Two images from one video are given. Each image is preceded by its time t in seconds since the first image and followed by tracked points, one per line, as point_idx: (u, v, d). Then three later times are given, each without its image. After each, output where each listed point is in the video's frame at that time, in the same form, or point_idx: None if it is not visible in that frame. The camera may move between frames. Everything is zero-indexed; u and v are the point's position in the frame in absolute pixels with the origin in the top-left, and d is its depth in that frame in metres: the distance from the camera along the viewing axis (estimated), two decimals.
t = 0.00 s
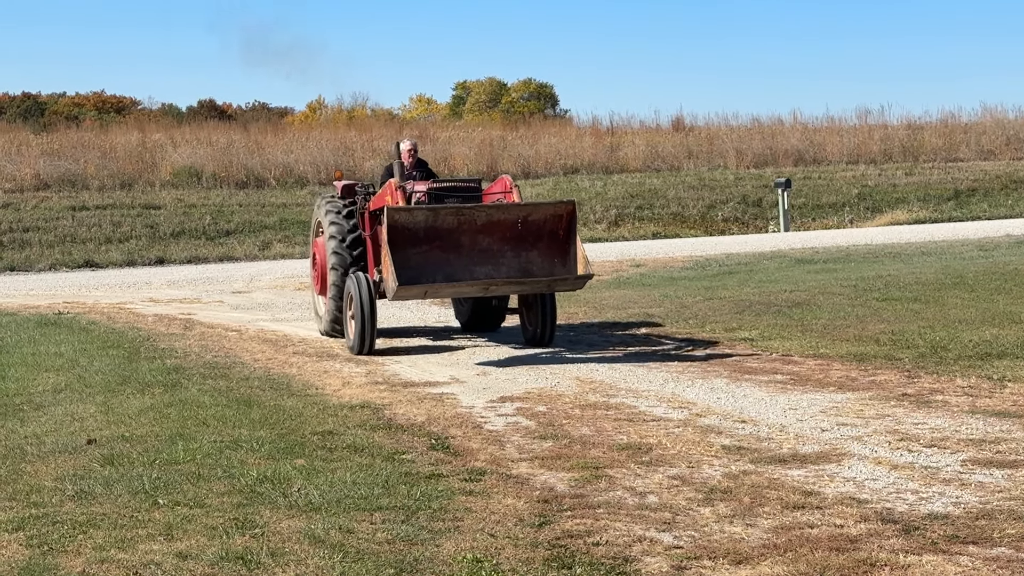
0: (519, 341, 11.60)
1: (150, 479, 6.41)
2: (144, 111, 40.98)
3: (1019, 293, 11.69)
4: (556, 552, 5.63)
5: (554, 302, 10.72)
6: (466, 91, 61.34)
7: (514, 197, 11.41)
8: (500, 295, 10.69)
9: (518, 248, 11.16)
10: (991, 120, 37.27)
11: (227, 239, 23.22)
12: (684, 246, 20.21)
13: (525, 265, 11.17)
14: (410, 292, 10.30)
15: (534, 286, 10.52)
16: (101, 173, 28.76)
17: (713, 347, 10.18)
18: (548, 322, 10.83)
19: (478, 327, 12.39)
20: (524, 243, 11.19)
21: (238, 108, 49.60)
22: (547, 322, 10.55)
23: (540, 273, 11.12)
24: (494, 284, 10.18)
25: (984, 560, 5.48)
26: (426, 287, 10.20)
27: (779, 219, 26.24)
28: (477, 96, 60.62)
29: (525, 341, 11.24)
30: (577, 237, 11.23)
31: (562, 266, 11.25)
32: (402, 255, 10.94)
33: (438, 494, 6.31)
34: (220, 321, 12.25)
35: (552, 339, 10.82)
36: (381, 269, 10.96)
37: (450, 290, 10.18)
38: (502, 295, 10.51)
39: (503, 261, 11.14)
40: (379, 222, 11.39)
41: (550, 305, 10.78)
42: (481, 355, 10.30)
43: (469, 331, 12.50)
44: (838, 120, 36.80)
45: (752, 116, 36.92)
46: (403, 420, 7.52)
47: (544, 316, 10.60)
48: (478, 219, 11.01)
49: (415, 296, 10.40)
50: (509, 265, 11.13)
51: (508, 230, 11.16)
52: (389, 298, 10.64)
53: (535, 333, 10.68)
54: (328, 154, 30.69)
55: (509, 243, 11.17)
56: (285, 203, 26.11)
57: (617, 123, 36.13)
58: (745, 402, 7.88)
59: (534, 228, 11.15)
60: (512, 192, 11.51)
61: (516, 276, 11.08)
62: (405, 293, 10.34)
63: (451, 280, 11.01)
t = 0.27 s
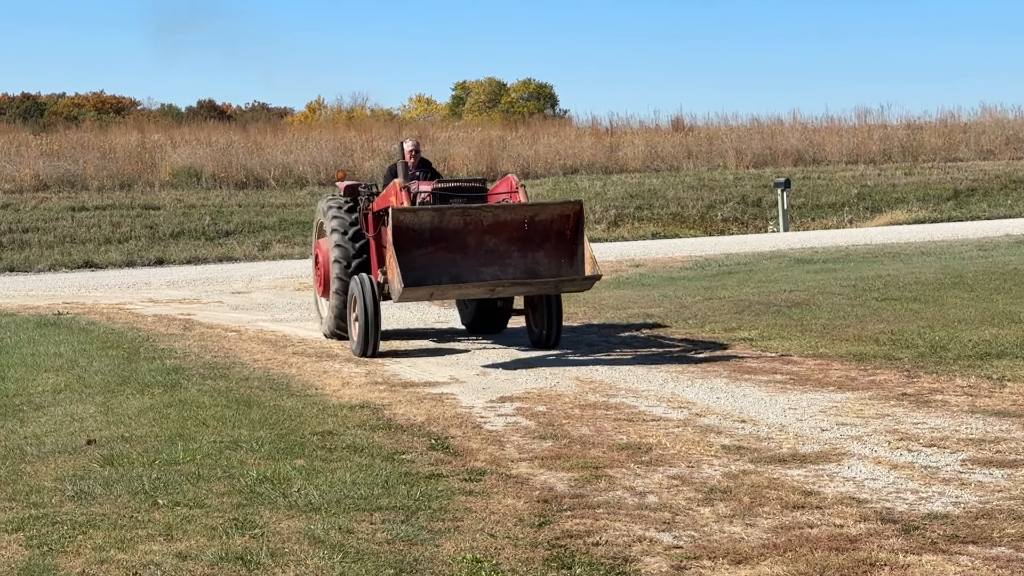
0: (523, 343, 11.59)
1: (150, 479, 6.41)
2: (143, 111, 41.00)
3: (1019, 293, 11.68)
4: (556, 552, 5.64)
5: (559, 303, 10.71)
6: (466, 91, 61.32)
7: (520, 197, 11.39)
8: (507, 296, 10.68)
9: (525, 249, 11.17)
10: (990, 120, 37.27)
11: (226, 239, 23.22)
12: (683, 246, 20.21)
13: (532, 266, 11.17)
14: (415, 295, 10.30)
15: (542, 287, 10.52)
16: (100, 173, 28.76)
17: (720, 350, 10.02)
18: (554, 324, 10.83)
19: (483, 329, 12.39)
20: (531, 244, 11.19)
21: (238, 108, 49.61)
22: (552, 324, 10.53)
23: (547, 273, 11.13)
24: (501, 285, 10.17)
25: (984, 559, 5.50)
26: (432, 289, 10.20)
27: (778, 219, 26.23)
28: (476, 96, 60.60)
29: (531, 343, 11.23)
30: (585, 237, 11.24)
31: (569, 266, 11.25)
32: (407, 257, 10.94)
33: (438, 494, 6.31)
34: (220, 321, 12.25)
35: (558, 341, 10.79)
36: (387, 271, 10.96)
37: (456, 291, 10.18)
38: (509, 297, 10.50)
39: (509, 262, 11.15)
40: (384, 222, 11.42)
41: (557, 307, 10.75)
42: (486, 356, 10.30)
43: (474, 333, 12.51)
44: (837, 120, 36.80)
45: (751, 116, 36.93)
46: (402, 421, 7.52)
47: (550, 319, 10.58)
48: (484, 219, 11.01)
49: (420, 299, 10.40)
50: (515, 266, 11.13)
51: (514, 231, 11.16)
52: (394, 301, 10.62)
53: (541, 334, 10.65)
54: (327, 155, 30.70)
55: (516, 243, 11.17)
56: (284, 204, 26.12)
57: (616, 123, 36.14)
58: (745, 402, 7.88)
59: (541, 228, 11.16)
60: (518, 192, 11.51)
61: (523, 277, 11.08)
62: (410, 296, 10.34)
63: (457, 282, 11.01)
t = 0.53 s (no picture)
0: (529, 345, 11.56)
1: (147, 480, 6.41)
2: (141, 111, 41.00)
3: (1017, 293, 11.68)
4: (554, 553, 5.66)
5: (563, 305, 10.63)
6: (467, 92, 61.22)
7: (526, 197, 11.35)
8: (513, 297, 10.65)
9: (532, 250, 11.14)
10: (989, 120, 37.27)
11: (224, 240, 23.22)
12: (682, 246, 20.20)
13: (539, 267, 11.13)
14: (422, 297, 10.26)
15: (547, 289, 10.48)
16: (99, 173, 28.75)
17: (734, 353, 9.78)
18: (560, 325, 10.80)
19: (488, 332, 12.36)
20: (539, 244, 11.16)
21: (236, 108, 49.61)
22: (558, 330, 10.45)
23: (555, 274, 11.09)
24: (506, 288, 10.15)
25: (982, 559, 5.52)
26: (437, 291, 10.18)
27: (777, 219, 26.22)
28: (475, 97, 60.52)
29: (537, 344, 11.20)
30: (593, 238, 11.17)
31: (577, 267, 11.19)
32: (413, 258, 10.95)
33: (436, 494, 6.31)
34: (218, 321, 12.24)
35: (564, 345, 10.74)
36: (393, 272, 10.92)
37: (461, 293, 10.18)
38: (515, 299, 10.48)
39: (516, 263, 11.12)
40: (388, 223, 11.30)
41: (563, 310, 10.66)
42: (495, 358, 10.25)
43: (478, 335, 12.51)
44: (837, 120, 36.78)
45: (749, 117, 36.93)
46: (400, 421, 7.51)
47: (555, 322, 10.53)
48: (491, 220, 10.98)
49: (426, 301, 10.37)
50: (522, 267, 11.11)
51: (521, 231, 11.13)
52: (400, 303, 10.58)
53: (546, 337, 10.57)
54: (326, 155, 30.71)
55: (523, 244, 11.14)
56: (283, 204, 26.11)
57: (614, 123, 36.14)
58: (743, 402, 7.88)
59: (549, 229, 11.11)
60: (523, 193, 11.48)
61: (530, 278, 11.05)
62: (417, 297, 10.31)
63: (463, 283, 11.02)
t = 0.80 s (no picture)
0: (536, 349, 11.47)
1: (143, 480, 6.40)
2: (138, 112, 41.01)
3: (1013, 293, 11.68)
4: (550, 553, 5.67)
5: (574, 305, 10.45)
6: (463, 92, 61.24)
7: (532, 197, 11.19)
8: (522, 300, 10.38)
9: (539, 251, 10.91)
10: (984, 120, 37.33)
11: (220, 240, 23.21)
12: (678, 246, 20.21)
13: (547, 269, 10.90)
14: (427, 300, 10.03)
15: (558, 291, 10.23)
16: (94, 174, 28.75)
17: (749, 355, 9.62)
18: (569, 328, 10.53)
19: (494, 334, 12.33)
20: (546, 246, 10.93)
21: (233, 108, 49.65)
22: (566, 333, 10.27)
23: (563, 276, 10.85)
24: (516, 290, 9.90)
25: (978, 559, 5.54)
26: (445, 294, 9.92)
27: (772, 219, 26.21)
28: (471, 97, 60.58)
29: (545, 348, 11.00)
30: (602, 238, 10.95)
31: (586, 269, 10.97)
32: (417, 260, 10.66)
33: (431, 494, 6.31)
34: (214, 322, 12.23)
35: (574, 348, 10.58)
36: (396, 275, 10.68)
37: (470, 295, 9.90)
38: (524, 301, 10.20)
39: (524, 265, 10.88)
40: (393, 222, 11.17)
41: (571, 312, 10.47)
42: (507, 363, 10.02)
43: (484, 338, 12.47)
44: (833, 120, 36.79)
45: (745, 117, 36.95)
46: (396, 421, 7.51)
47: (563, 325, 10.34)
48: (497, 221, 10.74)
49: (431, 304, 10.09)
50: (530, 269, 10.87)
51: (529, 232, 10.89)
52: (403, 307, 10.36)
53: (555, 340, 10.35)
54: (322, 155, 30.72)
55: (530, 246, 10.90)
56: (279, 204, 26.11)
57: (610, 123, 36.15)
58: (739, 402, 7.87)
59: (557, 229, 10.88)
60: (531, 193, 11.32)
61: (538, 280, 10.81)
62: (422, 301, 10.08)
63: (469, 286, 10.76)
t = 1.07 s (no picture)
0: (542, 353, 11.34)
1: (136, 480, 6.40)
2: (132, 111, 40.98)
3: (1006, 293, 11.70)
4: (542, 553, 5.70)
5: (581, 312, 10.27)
6: (457, 93, 61.23)
7: (538, 197, 10.92)
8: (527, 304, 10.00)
9: (546, 253, 10.53)
10: (978, 120, 37.39)
11: (213, 240, 23.19)
12: (671, 246, 20.22)
13: (554, 271, 10.53)
14: (430, 304, 9.68)
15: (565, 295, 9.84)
16: (87, 173, 28.72)
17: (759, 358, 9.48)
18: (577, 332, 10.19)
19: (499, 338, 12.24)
20: (554, 247, 10.54)
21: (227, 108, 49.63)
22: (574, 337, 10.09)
23: (571, 279, 10.48)
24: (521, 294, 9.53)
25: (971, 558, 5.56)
26: (448, 297, 9.57)
27: (766, 219, 26.20)
28: (465, 97, 60.59)
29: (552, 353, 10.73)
30: (611, 240, 10.55)
31: (596, 271, 10.58)
32: (420, 263, 10.34)
33: (424, 495, 6.31)
34: (208, 322, 12.20)
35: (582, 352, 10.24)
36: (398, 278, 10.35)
37: (473, 300, 9.55)
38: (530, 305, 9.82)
39: (530, 267, 10.52)
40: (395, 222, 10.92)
41: (580, 316, 10.30)
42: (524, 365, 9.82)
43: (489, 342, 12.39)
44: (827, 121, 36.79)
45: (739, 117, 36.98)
46: (389, 421, 7.50)
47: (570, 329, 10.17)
48: (503, 221, 10.38)
49: (435, 309, 9.73)
50: (537, 271, 10.51)
51: (535, 233, 10.53)
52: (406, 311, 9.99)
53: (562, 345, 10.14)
54: (316, 154, 30.74)
55: (537, 247, 10.54)
56: (272, 204, 26.11)
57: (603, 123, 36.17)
58: (732, 402, 7.88)
59: (565, 230, 10.50)
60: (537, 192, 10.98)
61: (545, 283, 10.44)
62: (425, 305, 9.72)
63: (473, 289, 10.41)
